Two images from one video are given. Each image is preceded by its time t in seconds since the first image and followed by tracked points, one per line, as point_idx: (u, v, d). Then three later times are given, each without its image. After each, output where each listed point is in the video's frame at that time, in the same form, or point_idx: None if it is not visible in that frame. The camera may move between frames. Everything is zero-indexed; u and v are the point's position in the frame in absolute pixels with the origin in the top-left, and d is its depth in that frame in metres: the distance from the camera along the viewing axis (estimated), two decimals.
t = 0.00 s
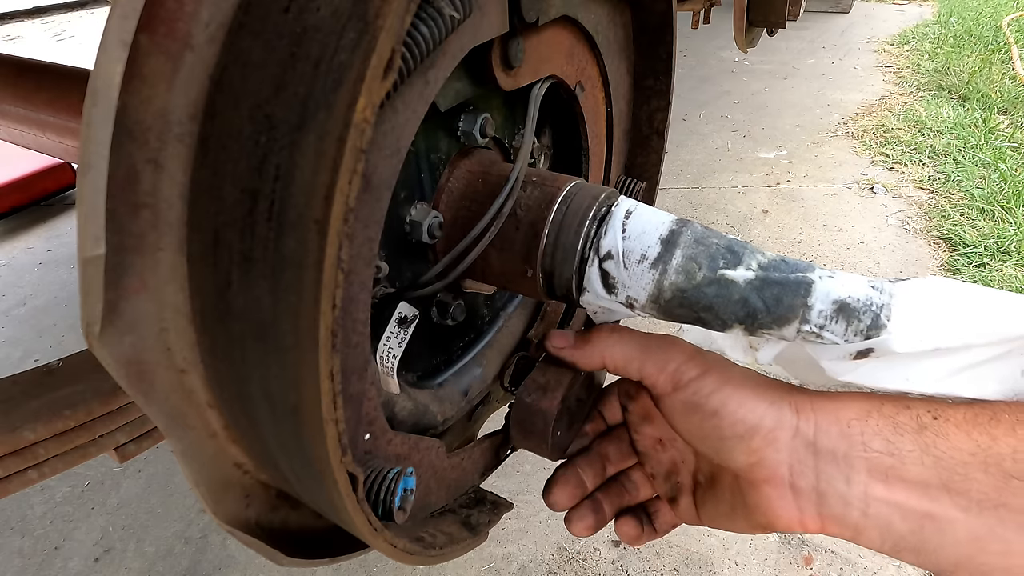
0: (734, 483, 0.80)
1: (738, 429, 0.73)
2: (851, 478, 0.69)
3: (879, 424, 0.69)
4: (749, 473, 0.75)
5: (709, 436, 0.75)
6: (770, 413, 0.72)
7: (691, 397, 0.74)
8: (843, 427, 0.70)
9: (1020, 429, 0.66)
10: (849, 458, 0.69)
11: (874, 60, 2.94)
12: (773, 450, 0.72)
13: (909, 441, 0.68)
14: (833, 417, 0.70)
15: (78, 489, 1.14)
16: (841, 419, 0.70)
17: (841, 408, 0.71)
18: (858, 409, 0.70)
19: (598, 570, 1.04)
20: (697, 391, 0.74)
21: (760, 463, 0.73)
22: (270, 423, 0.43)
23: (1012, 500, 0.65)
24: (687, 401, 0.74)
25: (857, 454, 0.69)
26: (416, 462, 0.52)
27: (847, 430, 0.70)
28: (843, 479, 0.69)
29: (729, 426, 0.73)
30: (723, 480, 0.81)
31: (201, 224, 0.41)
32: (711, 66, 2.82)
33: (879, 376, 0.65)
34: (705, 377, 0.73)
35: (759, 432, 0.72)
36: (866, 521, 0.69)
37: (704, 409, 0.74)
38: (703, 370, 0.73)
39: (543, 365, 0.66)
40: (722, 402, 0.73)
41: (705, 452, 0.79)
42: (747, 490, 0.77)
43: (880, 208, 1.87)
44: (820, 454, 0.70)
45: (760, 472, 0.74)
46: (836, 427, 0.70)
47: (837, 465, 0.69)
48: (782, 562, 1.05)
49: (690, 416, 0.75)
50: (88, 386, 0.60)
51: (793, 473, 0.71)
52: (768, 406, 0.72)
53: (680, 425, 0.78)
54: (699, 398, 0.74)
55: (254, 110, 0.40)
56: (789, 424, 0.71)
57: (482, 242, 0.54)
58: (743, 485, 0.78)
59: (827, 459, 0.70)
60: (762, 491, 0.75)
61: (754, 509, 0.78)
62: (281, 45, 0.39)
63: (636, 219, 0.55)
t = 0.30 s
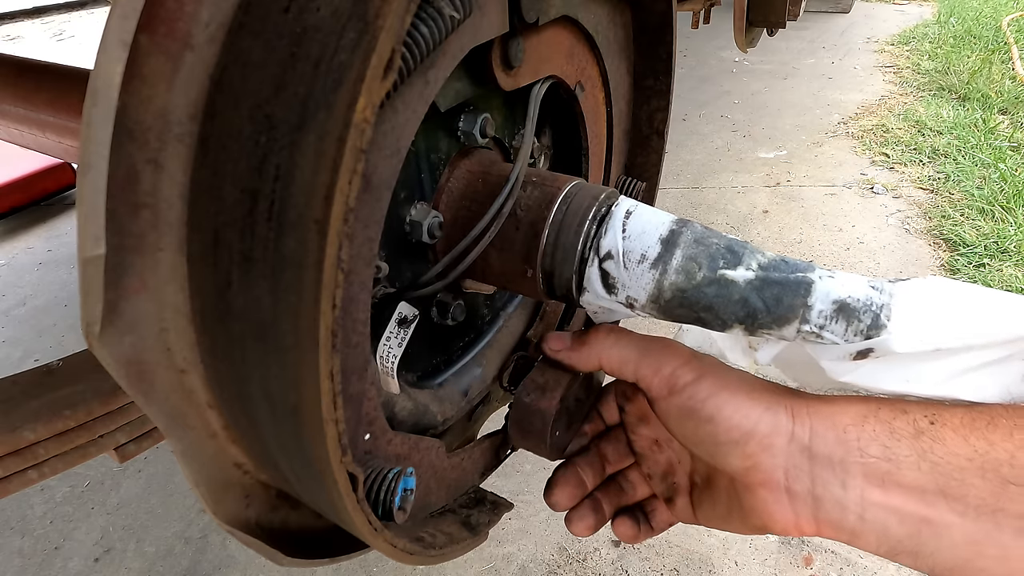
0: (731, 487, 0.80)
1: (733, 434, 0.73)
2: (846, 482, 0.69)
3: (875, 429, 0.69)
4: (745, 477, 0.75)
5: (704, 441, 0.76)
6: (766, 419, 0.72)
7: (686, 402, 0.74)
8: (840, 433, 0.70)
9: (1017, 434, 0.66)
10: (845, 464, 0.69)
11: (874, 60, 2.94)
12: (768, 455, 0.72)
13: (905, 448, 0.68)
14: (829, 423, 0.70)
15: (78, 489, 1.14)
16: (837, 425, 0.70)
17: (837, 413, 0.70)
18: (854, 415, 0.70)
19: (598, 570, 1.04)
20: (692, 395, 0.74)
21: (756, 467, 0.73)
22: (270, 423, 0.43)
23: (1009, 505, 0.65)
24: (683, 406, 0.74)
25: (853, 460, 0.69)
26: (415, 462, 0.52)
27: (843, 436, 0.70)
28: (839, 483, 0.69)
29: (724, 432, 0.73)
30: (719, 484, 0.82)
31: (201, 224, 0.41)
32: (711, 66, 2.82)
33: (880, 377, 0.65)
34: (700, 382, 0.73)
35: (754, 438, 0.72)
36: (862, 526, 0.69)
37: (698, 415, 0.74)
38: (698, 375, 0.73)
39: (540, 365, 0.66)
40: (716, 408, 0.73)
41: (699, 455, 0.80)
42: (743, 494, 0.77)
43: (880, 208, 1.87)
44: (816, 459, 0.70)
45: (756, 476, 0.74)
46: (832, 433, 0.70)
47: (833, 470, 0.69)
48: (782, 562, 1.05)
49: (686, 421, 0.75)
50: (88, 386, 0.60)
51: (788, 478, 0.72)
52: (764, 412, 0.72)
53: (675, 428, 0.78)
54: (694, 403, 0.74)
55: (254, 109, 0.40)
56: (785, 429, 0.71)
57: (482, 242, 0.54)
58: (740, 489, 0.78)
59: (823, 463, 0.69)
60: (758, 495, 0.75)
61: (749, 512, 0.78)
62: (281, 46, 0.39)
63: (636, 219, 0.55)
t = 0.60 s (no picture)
0: (731, 484, 0.80)
1: (733, 435, 0.73)
2: (843, 478, 0.69)
3: (869, 425, 0.69)
4: (745, 474, 0.75)
5: (704, 441, 0.75)
6: (764, 418, 0.72)
7: (686, 403, 0.73)
8: (834, 429, 0.70)
9: (1008, 423, 0.65)
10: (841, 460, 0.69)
11: (874, 60, 2.94)
12: (767, 455, 0.72)
13: (897, 442, 0.68)
14: (824, 420, 0.70)
15: (78, 489, 1.14)
16: (832, 422, 0.70)
17: (832, 410, 0.70)
18: (847, 410, 0.70)
19: (598, 570, 1.04)
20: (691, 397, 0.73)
21: (756, 466, 0.73)
22: (271, 423, 0.43)
23: (1001, 495, 0.65)
24: (682, 407, 0.74)
25: (849, 456, 0.69)
26: (415, 463, 0.52)
27: (838, 432, 0.69)
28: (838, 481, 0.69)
29: (724, 432, 0.73)
30: (719, 481, 0.81)
31: (201, 224, 0.41)
32: (711, 66, 2.83)
33: (871, 377, 0.64)
34: (700, 383, 0.73)
35: (754, 438, 0.72)
36: (862, 519, 0.69)
37: (698, 416, 0.73)
38: (697, 376, 0.73)
39: (537, 366, 0.66)
40: (717, 409, 0.72)
41: (699, 454, 0.80)
42: (742, 490, 0.78)
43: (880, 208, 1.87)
44: (813, 457, 0.70)
45: (756, 475, 0.74)
46: (826, 430, 0.70)
47: (830, 466, 0.69)
48: (782, 562, 1.05)
49: (685, 421, 0.75)
50: (88, 386, 0.60)
51: (787, 475, 0.72)
52: (762, 412, 0.72)
53: (674, 427, 0.78)
54: (693, 404, 0.73)
55: (254, 109, 0.40)
56: (782, 428, 0.71)
57: (482, 242, 0.54)
58: (740, 486, 0.78)
59: (820, 461, 0.70)
60: (758, 493, 0.75)
61: (750, 509, 0.78)
62: (281, 45, 0.39)
63: (636, 219, 0.55)
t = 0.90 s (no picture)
0: (744, 462, 0.78)
1: (746, 411, 0.73)
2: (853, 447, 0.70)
3: (872, 395, 0.69)
4: (757, 449, 0.74)
5: (716, 419, 0.76)
6: (773, 396, 0.72)
7: (698, 383, 0.75)
8: (841, 401, 0.70)
9: (1007, 386, 0.65)
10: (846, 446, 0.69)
11: (874, 60, 2.94)
12: (779, 429, 0.72)
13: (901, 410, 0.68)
14: (831, 392, 0.71)
15: (78, 489, 1.14)
16: (838, 394, 0.70)
17: (837, 381, 0.71)
18: (850, 382, 0.70)
19: (598, 570, 1.04)
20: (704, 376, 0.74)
21: (768, 442, 0.73)
22: (270, 423, 0.43)
23: (1007, 455, 0.65)
24: (694, 386, 0.75)
25: (857, 427, 0.69)
26: (415, 462, 0.52)
27: (844, 403, 0.70)
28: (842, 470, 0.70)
29: (736, 410, 0.74)
30: (731, 460, 0.80)
31: (201, 224, 0.41)
32: (711, 66, 2.83)
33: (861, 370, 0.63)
34: (709, 364, 0.74)
35: (765, 414, 0.73)
36: (874, 485, 0.70)
37: (712, 395, 0.75)
38: (707, 358, 0.74)
39: (537, 365, 0.65)
40: (729, 387, 0.74)
41: (711, 433, 0.80)
42: (752, 468, 0.77)
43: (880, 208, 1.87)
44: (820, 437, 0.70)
45: (768, 451, 0.73)
46: (833, 402, 0.70)
47: (840, 438, 0.70)
48: (782, 562, 1.05)
49: (699, 401, 0.76)
50: (88, 386, 0.60)
51: (800, 450, 0.72)
52: (771, 390, 0.73)
53: (687, 409, 0.79)
54: (706, 383, 0.74)
55: (254, 110, 0.40)
56: (792, 404, 0.71)
57: (482, 242, 0.54)
58: (753, 464, 0.77)
59: (830, 433, 0.70)
60: (771, 467, 0.74)
61: (764, 485, 0.77)
62: (281, 45, 0.39)
63: (636, 219, 0.55)
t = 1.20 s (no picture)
0: (733, 463, 0.79)
1: (734, 414, 0.74)
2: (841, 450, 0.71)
3: (860, 398, 0.71)
4: (745, 451, 0.75)
5: (705, 422, 0.76)
6: (757, 398, 0.73)
7: (686, 388, 0.75)
8: (828, 404, 0.71)
9: (992, 387, 0.68)
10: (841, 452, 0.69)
11: (874, 60, 2.94)
12: (766, 432, 0.73)
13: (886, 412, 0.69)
14: (819, 395, 0.71)
15: (79, 489, 1.14)
16: (826, 397, 0.71)
17: (825, 384, 0.71)
18: (840, 385, 0.71)
19: (598, 570, 1.04)
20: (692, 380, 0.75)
21: (756, 444, 0.74)
22: (270, 423, 0.43)
23: (992, 457, 0.67)
24: (682, 392, 0.75)
25: (845, 429, 0.70)
26: (415, 462, 0.52)
27: (832, 406, 0.71)
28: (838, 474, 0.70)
29: (724, 413, 0.74)
30: (721, 461, 0.81)
31: (201, 224, 0.41)
32: (712, 66, 2.83)
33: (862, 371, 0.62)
34: (697, 369, 0.74)
35: (753, 416, 0.73)
36: (861, 486, 0.71)
37: (700, 399, 0.75)
38: (694, 363, 0.74)
39: (537, 365, 0.65)
40: (717, 391, 0.74)
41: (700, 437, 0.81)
42: (742, 469, 0.78)
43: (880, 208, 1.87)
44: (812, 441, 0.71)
45: (756, 452, 0.74)
46: (821, 405, 0.71)
47: (828, 441, 0.71)
48: (782, 562, 1.05)
49: (687, 406, 0.76)
50: (88, 386, 0.60)
51: (787, 451, 0.72)
52: (758, 393, 0.73)
53: (675, 413, 0.79)
54: (694, 388, 0.75)
55: (254, 110, 0.40)
56: (778, 407, 0.72)
57: (482, 242, 0.54)
58: (741, 464, 0.78)
59: (818, 435, 0.71)
60: (759, 469, 0.75)
61: (754, 486, 0.78)
62: (281, 46, 0.39)
63: (636, 219, 0.55)
